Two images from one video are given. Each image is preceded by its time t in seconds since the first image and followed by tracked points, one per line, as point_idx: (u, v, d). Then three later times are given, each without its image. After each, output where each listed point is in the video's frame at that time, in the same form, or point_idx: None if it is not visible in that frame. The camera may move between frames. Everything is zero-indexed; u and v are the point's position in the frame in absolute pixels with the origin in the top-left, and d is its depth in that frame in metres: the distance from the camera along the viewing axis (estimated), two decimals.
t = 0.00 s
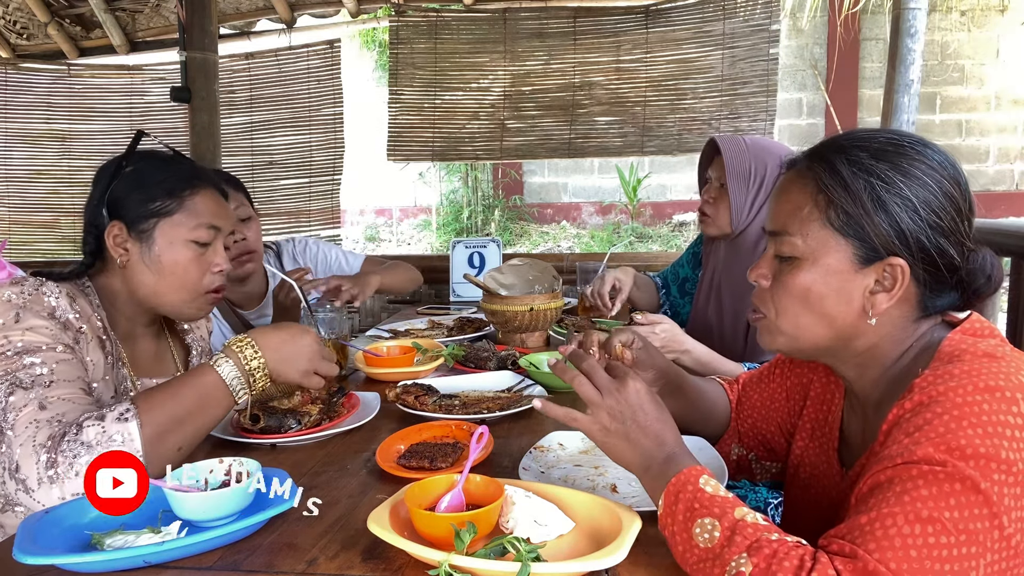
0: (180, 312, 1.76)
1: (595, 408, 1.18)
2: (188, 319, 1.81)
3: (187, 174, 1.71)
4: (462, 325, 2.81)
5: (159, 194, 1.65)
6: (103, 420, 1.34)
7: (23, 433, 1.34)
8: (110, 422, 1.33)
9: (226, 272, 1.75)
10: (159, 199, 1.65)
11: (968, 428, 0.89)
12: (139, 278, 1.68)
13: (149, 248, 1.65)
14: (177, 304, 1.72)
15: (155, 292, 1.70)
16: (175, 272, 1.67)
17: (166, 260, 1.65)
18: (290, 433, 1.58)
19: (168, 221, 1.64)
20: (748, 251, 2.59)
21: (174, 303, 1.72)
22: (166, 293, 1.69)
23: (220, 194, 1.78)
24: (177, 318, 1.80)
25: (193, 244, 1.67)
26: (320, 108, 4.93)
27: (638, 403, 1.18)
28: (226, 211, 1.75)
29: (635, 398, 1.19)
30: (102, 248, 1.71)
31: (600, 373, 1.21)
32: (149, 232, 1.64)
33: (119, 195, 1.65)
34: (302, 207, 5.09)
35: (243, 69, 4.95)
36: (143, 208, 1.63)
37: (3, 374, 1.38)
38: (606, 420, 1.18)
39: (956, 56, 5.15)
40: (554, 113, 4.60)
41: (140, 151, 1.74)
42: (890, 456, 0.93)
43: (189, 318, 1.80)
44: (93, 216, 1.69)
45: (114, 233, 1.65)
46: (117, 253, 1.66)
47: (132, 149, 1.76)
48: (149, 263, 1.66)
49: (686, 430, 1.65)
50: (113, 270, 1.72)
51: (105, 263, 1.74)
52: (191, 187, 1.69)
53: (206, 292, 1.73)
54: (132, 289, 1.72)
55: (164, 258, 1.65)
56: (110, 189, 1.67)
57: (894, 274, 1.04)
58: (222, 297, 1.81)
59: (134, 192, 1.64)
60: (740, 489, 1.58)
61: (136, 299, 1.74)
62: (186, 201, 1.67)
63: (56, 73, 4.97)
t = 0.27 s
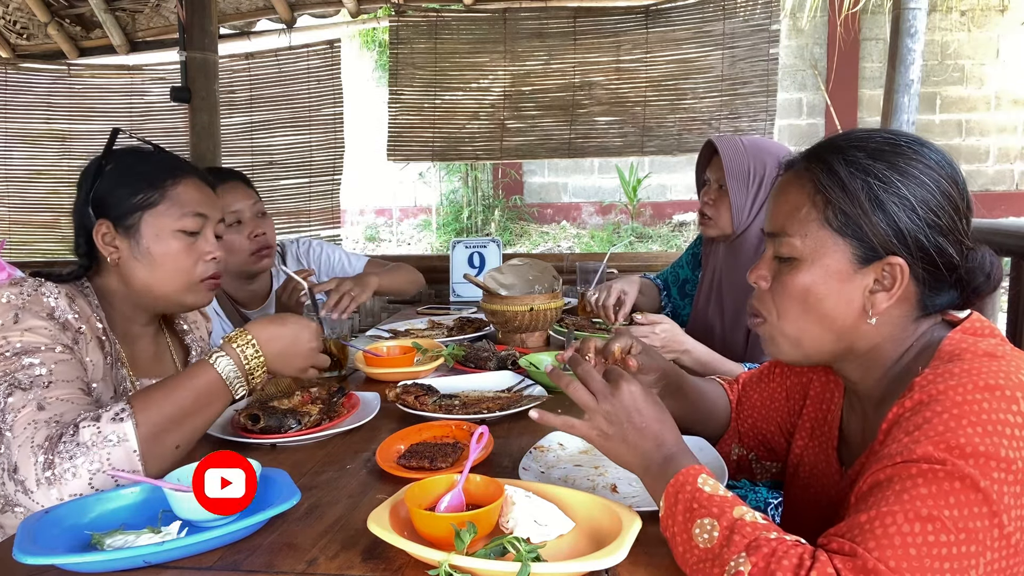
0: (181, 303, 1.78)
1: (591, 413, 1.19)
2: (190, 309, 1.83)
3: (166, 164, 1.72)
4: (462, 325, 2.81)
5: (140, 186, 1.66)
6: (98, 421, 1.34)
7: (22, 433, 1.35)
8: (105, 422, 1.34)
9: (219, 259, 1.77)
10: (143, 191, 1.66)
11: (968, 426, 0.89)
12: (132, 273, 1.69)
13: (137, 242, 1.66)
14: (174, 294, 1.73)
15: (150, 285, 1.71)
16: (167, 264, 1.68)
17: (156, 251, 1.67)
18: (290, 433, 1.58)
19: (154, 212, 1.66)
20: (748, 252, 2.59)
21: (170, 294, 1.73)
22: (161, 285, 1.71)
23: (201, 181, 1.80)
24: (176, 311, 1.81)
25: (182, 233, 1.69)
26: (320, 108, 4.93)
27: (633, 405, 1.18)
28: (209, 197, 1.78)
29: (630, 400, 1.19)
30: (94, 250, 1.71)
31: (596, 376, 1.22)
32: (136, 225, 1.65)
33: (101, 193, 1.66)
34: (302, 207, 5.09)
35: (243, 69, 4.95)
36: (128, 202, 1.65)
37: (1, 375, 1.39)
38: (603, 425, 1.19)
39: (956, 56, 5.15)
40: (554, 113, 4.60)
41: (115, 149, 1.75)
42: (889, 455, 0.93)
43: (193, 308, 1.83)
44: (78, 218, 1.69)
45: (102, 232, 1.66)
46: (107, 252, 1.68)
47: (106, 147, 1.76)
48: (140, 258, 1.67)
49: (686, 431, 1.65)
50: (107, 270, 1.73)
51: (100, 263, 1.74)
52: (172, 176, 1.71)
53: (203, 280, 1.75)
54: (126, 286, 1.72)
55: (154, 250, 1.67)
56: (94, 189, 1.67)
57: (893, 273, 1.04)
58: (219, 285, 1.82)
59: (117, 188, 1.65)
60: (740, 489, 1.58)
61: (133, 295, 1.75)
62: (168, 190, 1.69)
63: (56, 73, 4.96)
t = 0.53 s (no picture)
0: (176, 302, 1.78)
1: (585, 424, 1.21)
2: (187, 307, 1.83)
3: (160, 163, 1.73)
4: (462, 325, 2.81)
5: (134, 185, 1.66)
6: (92, 419, 1.34)
7: (19, 434, 1.35)
8: (99, 422, 1.33)
9: (214, 258, 1.78)
10: (136, 190, 1.66)
11: (969, 426, 0.89)
12: (127, 273, 1.69)
13: (131, 242, 1.66)
14: (168, 294, 1.74)
15: (145, 285, 1.71)
16: (160, 264, 1.69)
17: (150, 252, 1.67)
18: (290, 433, 1.58)
19: (148, 211, 1.66)
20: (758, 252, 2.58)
21: (165, 294, 1.74)
22: (156, 284, 1.71)
23: (196, 180, 1.80)
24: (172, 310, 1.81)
25: (176, 233, 1.69)
26: (320, 108, 4.93)
27: (623, 412, 1.19)
28: (203, 196, 1.78)
29: (620, 407, 1.19)
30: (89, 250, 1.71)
31: (584, 386, 1.24)
32: (129, 224, 1.65)
33: (95, 193, 1.66)
34: (302, 207, 5.09)
35: (243, 69, 4.95)
36: (121, 201, 1.65)
37: None
38: (598, 433, 1.20)
39: (956, 56, 5.15)
40: (554, 113, 4.60)
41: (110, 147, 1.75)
42: (890, 455, 0.93)
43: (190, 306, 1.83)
44: (73, 218, 1.69)
45: (96, 232, 1.66)
46: (101, 252, 1.68)
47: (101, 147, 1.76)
48: (134, 258, 1.67)
49: (686, 430, 1.64)
50: (103, 270, 1.73)
51: (97, 263, 1.74)
52: (166, 175, 1.72)
53: (197, 279, 1.75)
54: (122, 286, 1.73)
55: (148, 250, 1.67)
56: (88, 188, 1.67)
57: (895, 273, 1.04)
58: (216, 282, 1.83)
59: (111, 187, 1.66)
60: (740, 488, 1.58)
61: (128, 295, 1.74)
62: (162, 189, 1.70)
63: (56, 73, 4.96)
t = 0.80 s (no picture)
0: (180, 303, 1.78)
1: (586, 428, 1.21)
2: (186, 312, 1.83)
3: (166, 164, 1.73)
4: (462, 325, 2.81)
5: (140, 187, 1.67)
6: (105, 421, 1.34)
7: (25, 432, 1.35)
8: (114, 424, 1.34)
9: (218, 260, 1.79)
10: (142, 192, 1.66)
11: (969, 427, 0.89)
12: (131, 274, 1.70)
13: (137, 243, 1.67)
14: (172, 296, 1.74)
15: (149, 286, 1.72)
16: (165, 265, 1.69)
17: (155, 253, 1.68)
18: (290, 433, 1.58)
19: (153, 212, 1.67)
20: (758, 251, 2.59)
21: (170, 295, 1.74)
22: (161, 286, 1.72)
23: (200, 182, 1.81)
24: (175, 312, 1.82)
25: (181, 235, 1.70)
26: (320, 108, 4.94)
27: (622, 416, 1.18)
28: (207, 198, 1.79)
29: (620, 411, 1.18)
30: (94, 250, 1.71)
31: (584, 391, 1.24)
32: (135, 226, 1.65)
33: (100, 194, 1.66)
34: (302, 207, 5.09)
35: (243, 69, 4.95)
36: (127, 203, 1.65)
37: (2, 375, 1.38)
38: (599, 437, 1.20)
39: (956, 56, 5.15)
40: (554, 113, 4.60)
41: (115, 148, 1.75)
42: (889, 456, 0.93)
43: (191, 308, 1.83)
44: (77, 218, 1.69)
45: (101, 233, 1.66)
46: (106, 253, 1.68)
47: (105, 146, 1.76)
48: (140, 259, 1.68)
49: (686, 430, 1.64)
50: (106, 270, 1.73)
51: (99, 263, 1.74)
52: (171, 177, 1.72)
53: (202, 281, 1.76)
54: (126, 287, 1.73)
55: (154, 251, 1.67)
56: (93, 188, 1.67)
57: (894, 274, 1.04)
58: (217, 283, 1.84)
59: (117, 188, 1.65)
60: (740, 488, 1.58)
61: (132, 295, 1.75)
62: (168, 191, 1.70)
63: (56, 73, 4.96)
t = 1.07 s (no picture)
0: (185, 304, 1.78)
1: (587, 430, 1.22)
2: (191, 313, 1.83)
3: (176, 165, 1.74)
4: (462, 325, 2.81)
5: (150, 187, 1.67)
6: (130, 401, 1.36)
7: (37, 407, 1.33)
8: (137, 406, 1.35)
9: (224, 262, 1.79)
10: (151, 192, 1.67)
11: (969, 428, 0.89)
12: (139, 273, 1.70)
13: (145, 243, 1.67)
14: (178, 296, 1.74)
15: (155, 285, 1.71)
16: (174, 265, 1.70)
17: (163, 253, 1.68)
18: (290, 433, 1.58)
19: (162, 212, 1.67)
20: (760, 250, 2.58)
21: (176, 296, 1.74)
22: (167, 286, 1.72)
23: (208, 183, 1.81)
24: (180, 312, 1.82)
25: (189, 235, 1.70)
26: (320, 108, 4.94)
27: (622, 416, 1.18)
28: (216, 199, 1.79)
29: (619, 410, 1.18)
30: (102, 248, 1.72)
31: (584, 393, 1.24)
32: (144, 225, 1.66)
33: (110, 193, 1.66)
34: (302, 207, 5.09)
35: (243, 69, 4.95)
36: (136, 202, 1.65)
37: (16, 357, 1.39)
38: (600, 438, 1.21)
39: (956, 56, 5.15)
40: (554, 113, 4.60)
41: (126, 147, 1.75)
42: (889, 456, 0.93)
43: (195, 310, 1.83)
44: (86, 216, 1.70)
45: (109, 232, 1.66)
46: (114, 252, 1.68)
47: (115, 145, 1.76)
48: (147, 258, 1.68)
49: (686, 431, 1.64)
50: (113, 267, 1.73)
51: (106, 261, 1.74)
52: (180, 178, 1.72)
53: (208, 282, 1.77)
54: (133, 286, 1.73)
55: (162, 251, 1.68)
56: (101, 188, 1.67)
57: (894, 276, 1.04)
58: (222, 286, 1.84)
59: (126, 188, 1.66)
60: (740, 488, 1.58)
61: (138, 294, 1.75)
62: (177, 192, 1.70)
63: (56, 73, 4.96)
